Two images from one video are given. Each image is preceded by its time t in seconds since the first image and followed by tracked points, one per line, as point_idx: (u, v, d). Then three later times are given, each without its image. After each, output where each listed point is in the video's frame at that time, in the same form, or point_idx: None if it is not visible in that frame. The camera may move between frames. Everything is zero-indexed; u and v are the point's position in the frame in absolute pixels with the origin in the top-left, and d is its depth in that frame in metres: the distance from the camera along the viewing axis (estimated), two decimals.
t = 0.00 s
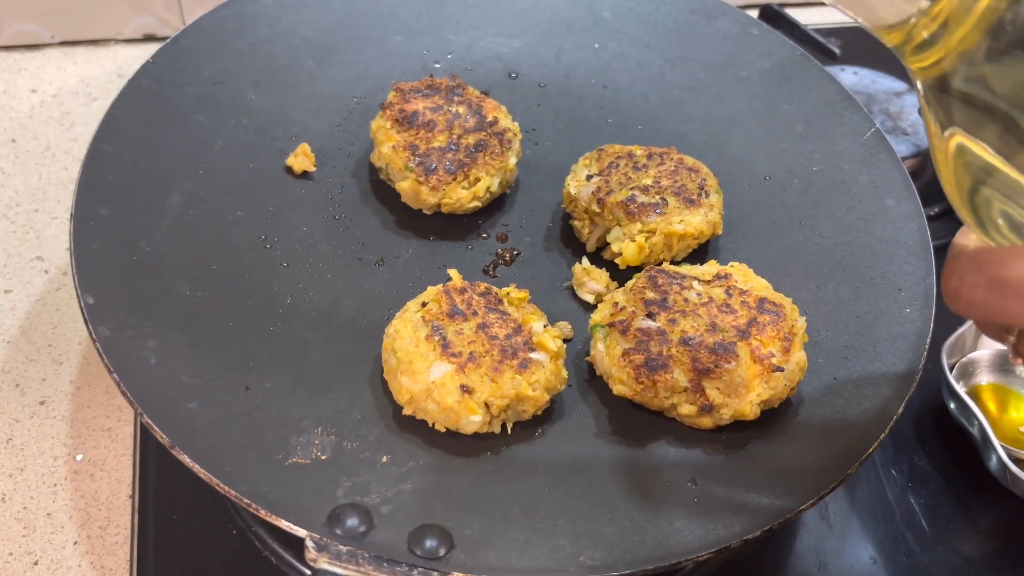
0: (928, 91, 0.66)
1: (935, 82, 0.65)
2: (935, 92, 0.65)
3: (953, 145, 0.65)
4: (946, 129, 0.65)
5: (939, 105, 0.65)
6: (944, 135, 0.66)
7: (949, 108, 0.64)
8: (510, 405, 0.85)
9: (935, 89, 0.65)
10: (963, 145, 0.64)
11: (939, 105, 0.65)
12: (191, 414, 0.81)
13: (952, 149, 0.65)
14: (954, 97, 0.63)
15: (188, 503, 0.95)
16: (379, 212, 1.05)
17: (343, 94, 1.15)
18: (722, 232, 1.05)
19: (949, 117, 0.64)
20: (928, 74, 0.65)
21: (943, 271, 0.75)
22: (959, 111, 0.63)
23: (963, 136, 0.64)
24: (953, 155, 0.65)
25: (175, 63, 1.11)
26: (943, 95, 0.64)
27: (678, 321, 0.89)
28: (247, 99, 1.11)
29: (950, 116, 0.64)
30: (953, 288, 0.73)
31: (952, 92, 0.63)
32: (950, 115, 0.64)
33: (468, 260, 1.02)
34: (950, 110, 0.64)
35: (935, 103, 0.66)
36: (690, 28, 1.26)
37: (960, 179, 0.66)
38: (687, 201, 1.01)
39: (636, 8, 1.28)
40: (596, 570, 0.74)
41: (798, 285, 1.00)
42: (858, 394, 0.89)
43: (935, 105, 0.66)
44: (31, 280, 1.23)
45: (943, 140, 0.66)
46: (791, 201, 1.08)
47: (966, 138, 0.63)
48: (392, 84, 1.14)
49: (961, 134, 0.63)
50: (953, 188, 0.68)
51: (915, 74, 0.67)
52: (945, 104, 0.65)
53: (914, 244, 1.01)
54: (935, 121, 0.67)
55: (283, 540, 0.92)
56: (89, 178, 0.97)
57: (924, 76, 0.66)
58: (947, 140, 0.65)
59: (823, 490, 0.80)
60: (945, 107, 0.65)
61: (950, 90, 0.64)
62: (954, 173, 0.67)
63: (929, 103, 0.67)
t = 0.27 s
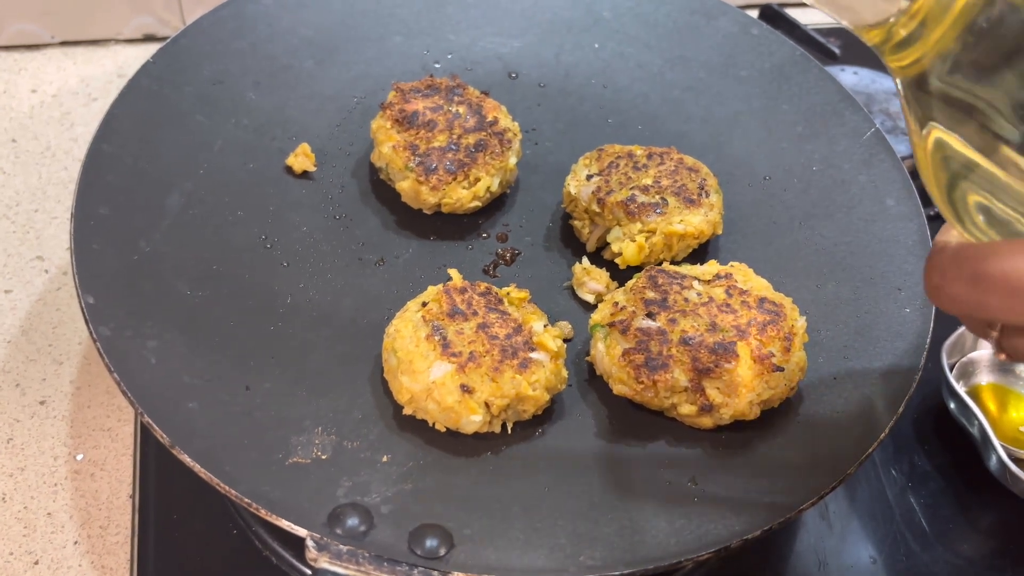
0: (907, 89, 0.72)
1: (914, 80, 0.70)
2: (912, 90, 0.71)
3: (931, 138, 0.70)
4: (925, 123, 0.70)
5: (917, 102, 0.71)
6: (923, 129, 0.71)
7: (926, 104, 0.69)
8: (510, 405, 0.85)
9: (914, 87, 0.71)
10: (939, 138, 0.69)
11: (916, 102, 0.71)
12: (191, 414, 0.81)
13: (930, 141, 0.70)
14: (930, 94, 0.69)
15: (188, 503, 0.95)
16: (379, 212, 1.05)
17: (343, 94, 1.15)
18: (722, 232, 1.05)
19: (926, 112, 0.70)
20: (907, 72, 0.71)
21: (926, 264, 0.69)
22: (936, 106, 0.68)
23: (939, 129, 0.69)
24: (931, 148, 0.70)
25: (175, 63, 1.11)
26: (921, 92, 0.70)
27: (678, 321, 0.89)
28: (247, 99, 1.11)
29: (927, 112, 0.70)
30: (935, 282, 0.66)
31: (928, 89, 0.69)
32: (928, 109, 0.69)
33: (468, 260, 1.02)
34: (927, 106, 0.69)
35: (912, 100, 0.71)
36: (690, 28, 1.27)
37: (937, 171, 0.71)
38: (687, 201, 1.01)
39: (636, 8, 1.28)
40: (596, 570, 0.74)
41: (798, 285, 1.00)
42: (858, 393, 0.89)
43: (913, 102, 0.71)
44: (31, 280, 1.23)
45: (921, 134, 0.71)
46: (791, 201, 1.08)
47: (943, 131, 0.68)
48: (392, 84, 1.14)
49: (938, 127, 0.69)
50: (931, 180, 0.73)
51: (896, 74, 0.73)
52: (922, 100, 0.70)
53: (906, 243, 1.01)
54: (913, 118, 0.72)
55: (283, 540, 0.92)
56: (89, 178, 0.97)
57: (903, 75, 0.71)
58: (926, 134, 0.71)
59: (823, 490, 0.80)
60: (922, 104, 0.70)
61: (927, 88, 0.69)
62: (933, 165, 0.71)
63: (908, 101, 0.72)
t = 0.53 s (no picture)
0: (890, 89, 0.69)
1: (898, 80, 0.68)
2: (895, 90, 0.68)
3: (914, 138, 0.67)
4: (907, 123, 0.68)
5: (899, 102, 0.68)
6: (905, 129, 0.68)
7: (909, 103, 0.67)
8: (510, 405, 0.85)
9: (897, 87, 0.68)
10: (924, 137, 0.66)
11: (899, 102, 0.68)
12: (191, 414, 0.81)
13: (914, 141, 0.68)
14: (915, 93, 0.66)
15: (188, 503, 0.95)
16: (379, 212, 1.05)
17: (343, 94, 1.15)
18: (722, 232, 1.05)
19: (909, 111, 0.67)
20: (891, 72, 0.68)
21: (913, 263, 0.71)
22: (920, 104, 0.66)
23: (923, 127, 0.66)
24: (914, 148, 0.68)
25: (175, 63, 1.11)
26: (905, 91, 0.67)
27: (678, 321, 0.89)
28: (247, 99, 1.11)
29: (910, 110, 0.67)
30: (922, 278, 0.68)
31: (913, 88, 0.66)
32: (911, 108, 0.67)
33: (468, 260, 1.02)
34: (911, 104, 0.67)
35: (895, 100, 0.69)
36: (690, 28, 1.27)
37: (922, 170, 0.69)
38: (687, 201, 1.01)
39: (636, 8, 1.28)
40: (596, 570, 0.74)
41: (798, 285, 1.00)
42: (858, 393, 0.89)
43: (896, 102, 0.69)
44: (31, 280, 1.23)
45: (903, 135, 0.69)
46: (791, 201, 1.08)
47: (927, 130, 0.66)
48: (392, 84, 1.15)
49: (922, 125, 0.66)
50: (916, 180, 0.70)
51: (879, 74, 0.70)
52: (905, 99, 0.67)
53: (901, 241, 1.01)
54: (895, 119, 0.70)
55: (283, 540, 0.92)
56: (88, 178, 0.97)
57: (886, 75, 0.68)
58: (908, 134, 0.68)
59: (824, 490, 0.80)
60: (905, 103, 0.68)
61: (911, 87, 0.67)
62: (917, 165, 0.69)
63: (889, 101, 0.70)
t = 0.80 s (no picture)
0: (876, 89, 0.64)
1: (882, 80, 0.62)
2: (880, 89, 0.63)
3: (901, 136, 0.63)
4: (893, 120, 0.63)
5: (884, 100, 0.63)
6: (891, 127, 0.64)
7: (892, 101, 0.62)
8: (510, 405, 0.85)
9: (883, 88, 0.63)
10: (910, 137, 0.62)
11: (883, 101, 0.63)
12: (191, 414, 0.81)
13: (900, 139, 0.63)
14: (898, 94, 0.61)
15: (188, 503, 0.95)
16: (379, 212, 1.05)
17: (343, 94, 1.15)
18: (722, 232, 1.05)
19: (894, 108, 0.62)
20: (876, 73, 0.63)
21: (903, 261, 0.71)
22: (904, 103, 0.61)
23: (909, 126, 0.62)
24: (901, 146, 0.63)
25: (175, 63, 1.11)
26: (889, 90, 0.62)
27: (678, 321, 0.89)
28: (247, 99, 1.11)
29: (895, 109, 0.63)
30: (910, 277, 0.69)
31: (898, 87, 0.61)
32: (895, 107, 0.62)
33: (468, 260, 1.02)
34: (894, 102, 0.62)
35: (880, 98, 0.64)
36: (691, 28, 1.27)
37: (908, 170, 0.65)
38: (687, 201, 1.01)
39: (636, 8, 1.28)
40: (596, 570, 0.74)
41: (798, 285, 1.00)
42: (859, 393, 0.89)
43: (883, 103, 0.63)
44: (31, 280, 1.23)
45: (890, 132, 0.64)
46: (791, 201, 1.08)
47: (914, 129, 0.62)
48: (392, 84, 1.14)
49: (909, 124, 0.62)
50: (901, 179, 0.66)
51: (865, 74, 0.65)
52: (890, 98, 0.62)
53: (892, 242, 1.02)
54: (880, 114, 0.65)
55: (283, 540, 0.92)
56: (88, 178, 0.97)
57: (872, 76, 0.63)
58: (895, 132, 0.63)
59: (824, 491, 0.80)
60: (889, 102, 0.63)
61: (896, 87, 0.62)
62: (903, 165, 0.65)
63: (874, 97, 0.65)
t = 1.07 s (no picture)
0: (871, 88, 0.62)
1: (878, 81, 0.60)
2: (875, 89, 0.61)
3: (897, 135, 0.61)
4: (888, 120, 0.61)
5: (879, 99, 0.61)
6: (887, 126, 0.62)
7: (887, 101, 0.60)
8: (510, 405, 0.85)
9: (878, 88, 0.61)
10: (906, 137, 0.60)
11: (879, 101, 0.61)
12: (191, 414, 0.81)
13: (895, 138, 0.61)
14: (892, 94, 0.59)
15: (188, 503, 0.95)
16: (379, 212, 1.05)
17: (343, 94, 1.15)
18: (722, 232, 1.05)
19: (888, 108, 0.60)
20: (872, 74, 0.61)
21: (898, 260, 0.71)
22: (898, 103, 0.59)
23: (904, 125, 0.60)
24: (897, 146, 0.61)
25: (175, 63, 1.11)
26: (883, 91, 0.60)
27: (678, 321, 0.89)
28: (247, 99, 1.11)
29: (890, 109, 0.60)
30: (906, 276, 0.69)
31: (892, 88, 0.59)
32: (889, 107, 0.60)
33: (468, 260, 1.02)
34: (888, 102, 0.60)
35: (875, 98, 0.62)
36: (691, 29, 1.27)
37: (904, 169, 0.63)
38: (687, 200, 1.01)
39: (636, 8, 1.28)
40: (596, 570, 0.74)
41: (798, 285, 1.00)
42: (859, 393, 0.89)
43: (878, 102, 0.61)
44: (31, 280, 1.23)
45: (886, 131, 0.62)
46: (791, 201, 1.08)
47: (909, 129, 0.59)
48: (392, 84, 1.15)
49: (904, 123, 0.59)
50: (898, 177, 0.64)
51: (861, 74, 0.63)
52: (885, 97, 0.60)
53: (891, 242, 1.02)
54: (877, 112, 0.63)
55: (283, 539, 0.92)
56: (88, 178, 0.97)
57: (868, 76, 0.61)
58: (891, 132, 0.61)
59: (823, 491, 0.80)
60: (884, 102, 0.60)
61: (890, 88, 0.59)
62: (900, 164, 0.63)
63: (870, 96, 0.63)
